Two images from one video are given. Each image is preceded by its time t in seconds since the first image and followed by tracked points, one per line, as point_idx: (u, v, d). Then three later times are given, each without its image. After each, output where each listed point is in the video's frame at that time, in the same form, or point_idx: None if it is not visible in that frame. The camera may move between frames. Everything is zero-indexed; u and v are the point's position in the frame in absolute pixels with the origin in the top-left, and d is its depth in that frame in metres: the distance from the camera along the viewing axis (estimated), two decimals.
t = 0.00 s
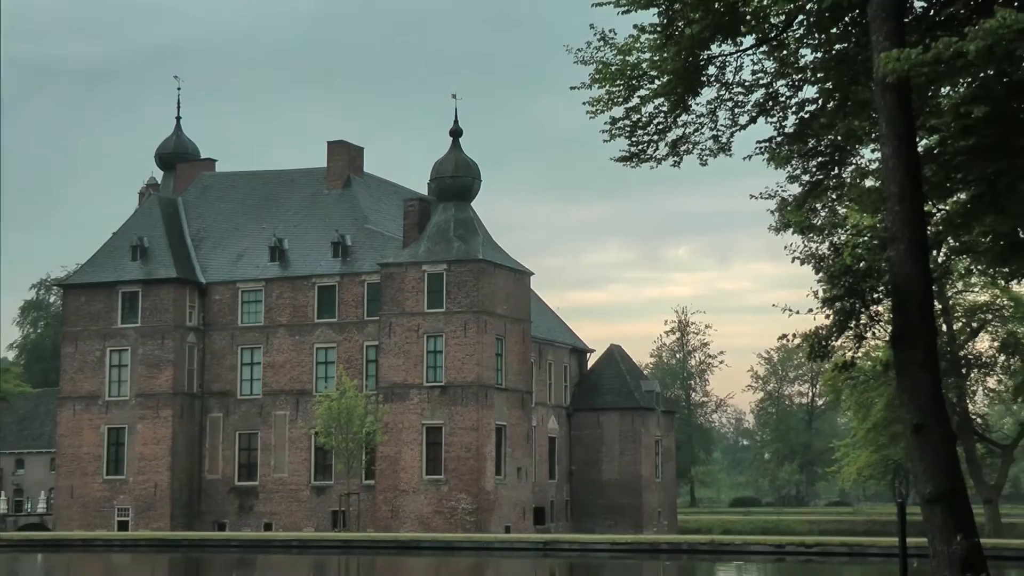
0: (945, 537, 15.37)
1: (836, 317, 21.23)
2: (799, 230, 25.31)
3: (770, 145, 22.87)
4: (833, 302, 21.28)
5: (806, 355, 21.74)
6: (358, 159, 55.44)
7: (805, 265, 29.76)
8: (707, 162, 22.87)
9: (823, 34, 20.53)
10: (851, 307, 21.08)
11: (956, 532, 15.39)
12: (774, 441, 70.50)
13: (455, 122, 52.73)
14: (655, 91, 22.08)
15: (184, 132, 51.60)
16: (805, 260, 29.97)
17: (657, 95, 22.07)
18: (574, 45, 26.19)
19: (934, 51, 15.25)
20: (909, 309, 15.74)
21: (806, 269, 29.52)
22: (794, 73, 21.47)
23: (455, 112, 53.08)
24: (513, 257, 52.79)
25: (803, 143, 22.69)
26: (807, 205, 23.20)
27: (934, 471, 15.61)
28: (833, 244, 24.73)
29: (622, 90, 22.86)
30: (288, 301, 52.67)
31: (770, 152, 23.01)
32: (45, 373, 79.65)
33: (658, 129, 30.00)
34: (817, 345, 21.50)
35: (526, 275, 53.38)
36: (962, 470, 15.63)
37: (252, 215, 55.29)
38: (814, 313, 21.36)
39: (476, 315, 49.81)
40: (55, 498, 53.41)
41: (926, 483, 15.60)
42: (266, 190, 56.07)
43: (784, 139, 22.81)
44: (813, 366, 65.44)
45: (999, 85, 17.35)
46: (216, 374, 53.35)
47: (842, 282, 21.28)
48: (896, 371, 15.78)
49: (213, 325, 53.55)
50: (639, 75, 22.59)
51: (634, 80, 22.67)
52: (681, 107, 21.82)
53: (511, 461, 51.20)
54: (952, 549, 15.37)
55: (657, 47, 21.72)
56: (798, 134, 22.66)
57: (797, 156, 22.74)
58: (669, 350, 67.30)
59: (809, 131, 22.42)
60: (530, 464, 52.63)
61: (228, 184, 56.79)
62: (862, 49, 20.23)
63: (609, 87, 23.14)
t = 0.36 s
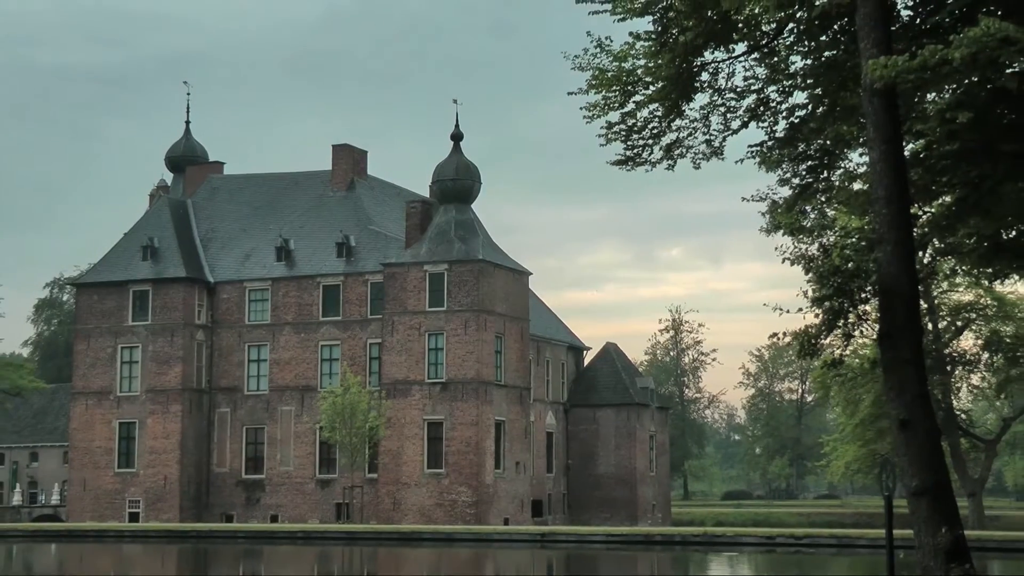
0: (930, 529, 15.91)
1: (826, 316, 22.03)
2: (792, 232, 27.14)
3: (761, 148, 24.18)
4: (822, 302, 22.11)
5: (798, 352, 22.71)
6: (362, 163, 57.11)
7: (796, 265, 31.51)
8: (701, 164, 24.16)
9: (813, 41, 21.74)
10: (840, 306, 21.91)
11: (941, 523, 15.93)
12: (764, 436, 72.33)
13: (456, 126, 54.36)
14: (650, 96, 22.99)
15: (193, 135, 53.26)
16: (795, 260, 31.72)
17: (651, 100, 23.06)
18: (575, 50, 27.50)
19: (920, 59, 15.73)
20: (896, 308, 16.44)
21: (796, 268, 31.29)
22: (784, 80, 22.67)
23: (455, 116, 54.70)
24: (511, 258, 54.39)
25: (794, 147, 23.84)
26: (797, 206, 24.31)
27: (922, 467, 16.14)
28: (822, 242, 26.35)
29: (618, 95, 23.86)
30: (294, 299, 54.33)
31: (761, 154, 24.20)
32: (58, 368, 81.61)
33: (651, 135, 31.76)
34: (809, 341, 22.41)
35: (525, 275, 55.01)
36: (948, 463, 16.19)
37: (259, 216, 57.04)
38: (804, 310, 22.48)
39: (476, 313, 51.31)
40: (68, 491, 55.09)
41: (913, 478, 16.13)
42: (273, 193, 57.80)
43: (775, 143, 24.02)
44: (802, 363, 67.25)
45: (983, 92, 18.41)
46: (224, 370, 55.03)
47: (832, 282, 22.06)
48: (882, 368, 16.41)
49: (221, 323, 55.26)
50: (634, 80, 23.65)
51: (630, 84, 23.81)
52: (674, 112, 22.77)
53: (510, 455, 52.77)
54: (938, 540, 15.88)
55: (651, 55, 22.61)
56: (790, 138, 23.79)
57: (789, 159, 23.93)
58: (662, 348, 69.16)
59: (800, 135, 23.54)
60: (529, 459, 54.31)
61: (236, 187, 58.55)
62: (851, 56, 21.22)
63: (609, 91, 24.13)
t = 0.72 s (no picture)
0: (916, 520, 15.54)
1: (815, 313, 21.04)
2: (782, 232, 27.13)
3: (752, 150, 23.16)
4: (811, 300, 21.23)
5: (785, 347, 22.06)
6: (365, 164, 58.74)
7: (786, 262, 33.22)
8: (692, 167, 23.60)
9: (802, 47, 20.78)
10: (829, 302, 20.94)
11: (926, 514, 15.60)
12: (756, 429, 74.14)
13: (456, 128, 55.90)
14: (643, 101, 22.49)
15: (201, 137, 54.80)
16: (786, 257, 33.46)
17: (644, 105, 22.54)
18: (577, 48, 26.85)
19: (907, 65, 15.47)
20: (885, 306, 16.01)
21: (787, 266, 33.00)
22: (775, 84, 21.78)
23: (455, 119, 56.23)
24: (510, 257, 56.01)
25: (784, 150, 22.74)
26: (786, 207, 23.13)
27: (907, 459, 15.79)
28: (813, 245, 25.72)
29: (613, 99, 23.34)
30: (299, 297, 55.98)
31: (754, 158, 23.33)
32: (71, 364, 83.52)
33: (645, 137, 33.26)
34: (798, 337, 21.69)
35: (523, 274, 56.63)
36: (933, 458, 15.84)
37: (265, 215, 58.66)
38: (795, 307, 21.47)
39: (475, 310, 52.89)
40: (80, 482, 56.73)
41: (899, 470, 15.79)
42: (278, 193, 59.44)
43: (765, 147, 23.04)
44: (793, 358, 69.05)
45: (966, 95, 17.96)
46: (231, 365, 56.68)
47: (822, 280, 21.22)
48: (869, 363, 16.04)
49: (228, 320, 56.90)
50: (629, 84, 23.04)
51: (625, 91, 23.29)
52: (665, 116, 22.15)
53: (509, 448, 54.41)
54: (924, 530, 15.54)
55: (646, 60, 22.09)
56: (778, 142, 22.77)
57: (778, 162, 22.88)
58: (657, 344, 70.92)
59: (789, 139, 22.50)
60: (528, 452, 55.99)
61: (242, 187, 60.23)
62: (840, 61, 20.34)
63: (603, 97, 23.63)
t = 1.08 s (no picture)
0: (901, 511, 16.39)
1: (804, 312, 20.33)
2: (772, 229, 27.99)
3: (744, 150, 24.03)
4: (800, 298, 20.51)
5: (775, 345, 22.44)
6: (367, 165, 60.42)
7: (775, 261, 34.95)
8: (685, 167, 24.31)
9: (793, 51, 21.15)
10: (818, 300, 20.25)
11: (911, 504, 16.42)
12: (747, 423, 75.92)
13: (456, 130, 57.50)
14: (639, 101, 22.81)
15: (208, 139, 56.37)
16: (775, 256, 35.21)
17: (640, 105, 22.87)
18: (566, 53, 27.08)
19: (894, 66, 15.66)
20: (873, 301, 16.75)
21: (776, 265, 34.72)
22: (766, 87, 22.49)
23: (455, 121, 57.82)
24: (508, 255, 57.65)
25: (774, 151, 23.80)
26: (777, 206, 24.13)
27: (892, 451, 16.64)
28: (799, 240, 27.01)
29: (608, 101, 23.55)
30: (303, 293, 57.62)
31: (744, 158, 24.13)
32: (82, 360, 85.23)
33: (638, 140, 34.93)
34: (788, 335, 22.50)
35: (520, 271, 58.29)
36: (917, 449, 16.69)
37: (270, 215, 60.30)
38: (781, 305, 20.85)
39: (474, 307, 54.49)
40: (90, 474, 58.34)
41: (884, 461, 16.64)
42: (282, 192, 61.09)
43: (756, 147, 23.98)
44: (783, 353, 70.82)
45: (952, 97, 17.55)
46: (237, 360, 58.34)
47: (811, 277, 20.50)
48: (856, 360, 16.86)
49: (234, 316, 58.56)
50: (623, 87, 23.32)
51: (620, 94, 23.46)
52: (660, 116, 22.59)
53: (507, 441, 56.05)
54: (908, 521, 16.36)
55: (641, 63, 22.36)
56: (769, 143, 23.72)
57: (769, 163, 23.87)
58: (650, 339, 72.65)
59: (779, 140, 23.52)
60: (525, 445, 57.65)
61: (247, 187, 61.89)
62: (830, 65, 20.62)
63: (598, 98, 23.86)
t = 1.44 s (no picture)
0: (887, 502, 17.41)
1: (795, 307, 21.94)
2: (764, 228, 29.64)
3: (736, 152, 25.67)
4: (792, 294, 22.07)
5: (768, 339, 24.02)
6: (370, 166, 62.11)
7: (767, 259, 36.74)
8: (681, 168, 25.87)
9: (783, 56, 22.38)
10: (809, 296, 21.84)
11: (898, 496, 17.43)
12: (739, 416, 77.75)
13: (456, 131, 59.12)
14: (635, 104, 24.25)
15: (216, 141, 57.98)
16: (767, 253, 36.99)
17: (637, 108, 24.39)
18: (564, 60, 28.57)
19: (881, 71, 15.95)
20: (861, 299, 17.87)
21: (767, 262, 36.50)
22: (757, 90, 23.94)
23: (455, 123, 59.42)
24: (507, 253, 59.29)
25: (765, 153, 25.37)
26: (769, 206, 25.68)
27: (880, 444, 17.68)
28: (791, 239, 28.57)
29: (604, 104, 24.99)
30: (308, 291, 59.30)
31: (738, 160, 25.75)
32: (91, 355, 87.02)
33: (635, 142, 36.71)
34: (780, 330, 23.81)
35: (519, 269, 59.95)
36: (904, 442, 17.71)
37: (276, 215, 61.93)
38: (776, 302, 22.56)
39: (475, 304, 56.06)
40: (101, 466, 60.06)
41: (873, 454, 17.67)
42: (287, 193, 62.77)
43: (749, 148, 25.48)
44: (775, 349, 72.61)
45: (939, 101, 17.54)
46: (244, 356, 60.02)
47: (801, 275, 22.10)
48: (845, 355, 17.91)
49: (241, 313, 60.25)
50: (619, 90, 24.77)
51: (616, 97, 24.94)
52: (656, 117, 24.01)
53: (506, 434, 57.73)
54: (896, 511, 17.39)
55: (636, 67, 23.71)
56: (761, 145, 25.22)
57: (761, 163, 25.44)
58: (645, 335, 74.44)
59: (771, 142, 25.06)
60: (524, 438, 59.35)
61: (253, 187, 63.58)
62: (819, 69, 21.77)
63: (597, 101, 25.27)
